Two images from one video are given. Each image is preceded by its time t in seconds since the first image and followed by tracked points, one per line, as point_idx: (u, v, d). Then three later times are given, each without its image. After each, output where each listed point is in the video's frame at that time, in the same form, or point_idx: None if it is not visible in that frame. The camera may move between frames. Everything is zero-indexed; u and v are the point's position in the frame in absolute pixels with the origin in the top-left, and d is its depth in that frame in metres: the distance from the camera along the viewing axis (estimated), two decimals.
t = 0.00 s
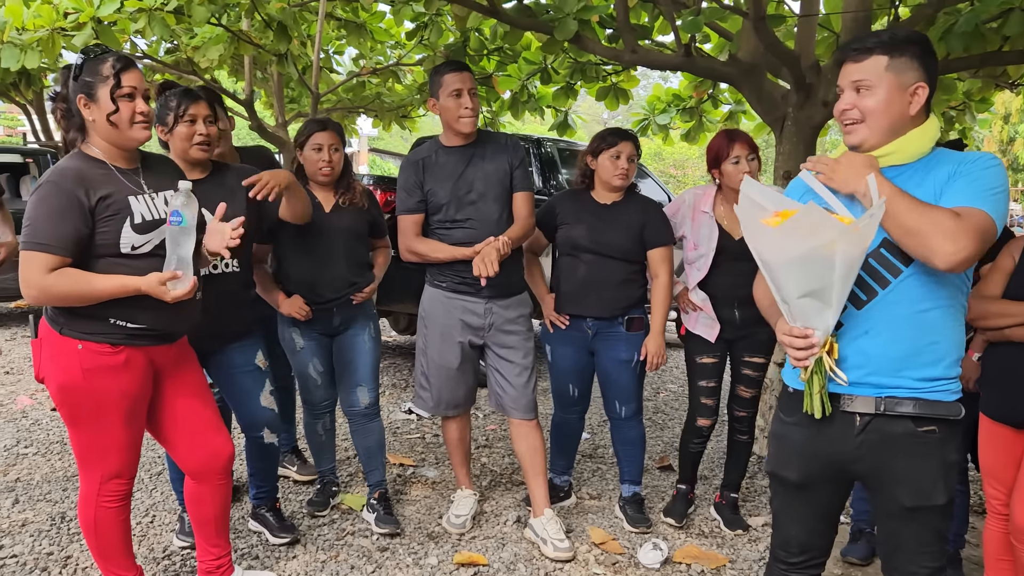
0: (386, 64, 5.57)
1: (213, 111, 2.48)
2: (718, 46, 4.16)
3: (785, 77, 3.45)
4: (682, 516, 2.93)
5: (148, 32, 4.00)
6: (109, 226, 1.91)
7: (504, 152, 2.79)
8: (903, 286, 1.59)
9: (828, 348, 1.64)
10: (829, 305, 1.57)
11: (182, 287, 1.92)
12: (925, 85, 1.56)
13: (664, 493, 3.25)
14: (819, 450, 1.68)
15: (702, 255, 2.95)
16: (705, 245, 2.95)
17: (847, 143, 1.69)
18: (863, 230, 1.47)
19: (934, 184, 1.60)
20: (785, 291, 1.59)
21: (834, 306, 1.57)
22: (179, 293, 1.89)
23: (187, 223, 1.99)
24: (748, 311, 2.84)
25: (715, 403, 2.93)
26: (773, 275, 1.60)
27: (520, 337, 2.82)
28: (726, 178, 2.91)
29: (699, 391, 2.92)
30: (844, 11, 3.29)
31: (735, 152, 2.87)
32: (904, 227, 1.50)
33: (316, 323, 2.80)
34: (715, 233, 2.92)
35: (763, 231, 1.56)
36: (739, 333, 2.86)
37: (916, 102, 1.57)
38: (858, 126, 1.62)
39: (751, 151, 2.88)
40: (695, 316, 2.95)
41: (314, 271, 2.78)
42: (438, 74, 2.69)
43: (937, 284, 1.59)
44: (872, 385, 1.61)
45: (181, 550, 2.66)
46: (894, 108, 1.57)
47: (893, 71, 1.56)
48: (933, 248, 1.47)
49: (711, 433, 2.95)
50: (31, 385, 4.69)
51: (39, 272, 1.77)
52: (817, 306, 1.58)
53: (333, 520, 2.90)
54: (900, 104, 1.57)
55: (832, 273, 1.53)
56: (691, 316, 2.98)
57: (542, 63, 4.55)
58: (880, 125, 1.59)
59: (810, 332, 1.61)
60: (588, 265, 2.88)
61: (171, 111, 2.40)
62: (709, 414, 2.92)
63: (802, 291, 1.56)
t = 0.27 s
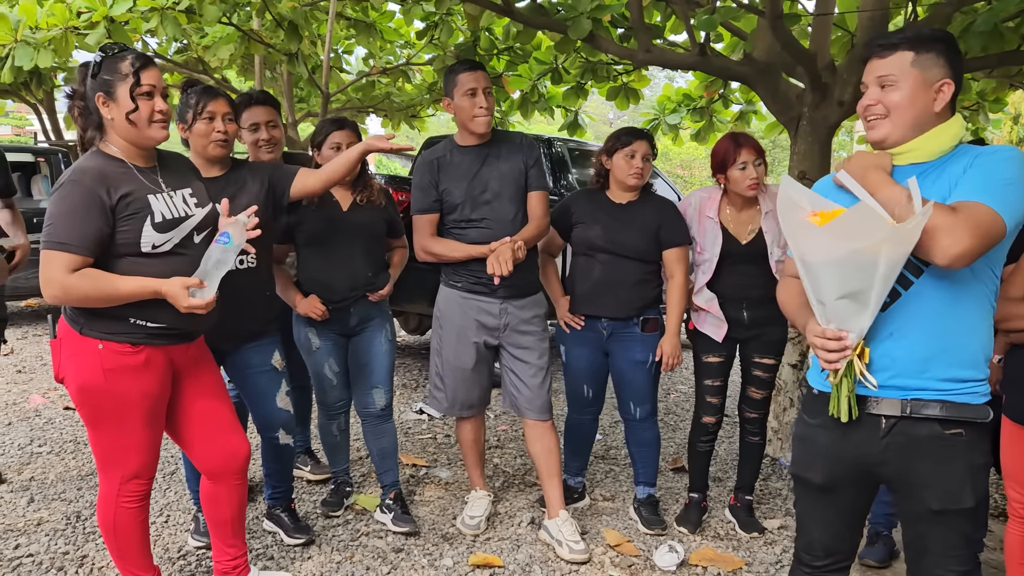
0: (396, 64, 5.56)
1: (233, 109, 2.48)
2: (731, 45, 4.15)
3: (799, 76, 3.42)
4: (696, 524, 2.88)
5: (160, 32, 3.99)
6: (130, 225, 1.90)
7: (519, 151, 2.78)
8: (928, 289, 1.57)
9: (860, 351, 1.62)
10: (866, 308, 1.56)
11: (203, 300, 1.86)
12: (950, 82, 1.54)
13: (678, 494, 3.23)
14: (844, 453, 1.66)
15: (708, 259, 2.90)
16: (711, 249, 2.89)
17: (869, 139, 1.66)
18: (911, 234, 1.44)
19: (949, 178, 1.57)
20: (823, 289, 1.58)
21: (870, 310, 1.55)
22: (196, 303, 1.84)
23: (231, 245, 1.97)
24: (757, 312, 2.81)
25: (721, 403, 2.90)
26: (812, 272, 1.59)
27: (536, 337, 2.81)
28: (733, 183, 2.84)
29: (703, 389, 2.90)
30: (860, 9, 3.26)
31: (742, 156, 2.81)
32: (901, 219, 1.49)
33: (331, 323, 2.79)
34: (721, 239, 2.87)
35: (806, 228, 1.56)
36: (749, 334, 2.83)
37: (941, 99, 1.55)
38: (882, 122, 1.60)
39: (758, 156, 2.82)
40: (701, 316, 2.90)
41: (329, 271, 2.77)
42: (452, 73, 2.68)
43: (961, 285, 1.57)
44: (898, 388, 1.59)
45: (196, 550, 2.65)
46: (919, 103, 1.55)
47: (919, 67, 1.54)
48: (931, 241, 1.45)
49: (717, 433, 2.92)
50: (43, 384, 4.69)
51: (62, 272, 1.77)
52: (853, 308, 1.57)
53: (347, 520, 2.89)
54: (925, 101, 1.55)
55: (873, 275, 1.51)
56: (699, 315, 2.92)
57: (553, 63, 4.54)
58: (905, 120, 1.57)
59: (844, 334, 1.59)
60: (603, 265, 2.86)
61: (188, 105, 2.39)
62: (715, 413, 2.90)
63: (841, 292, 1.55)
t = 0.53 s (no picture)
0: (408, 62, 5.55)
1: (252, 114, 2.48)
2: (744, 44, 4.12)
3: (814, 76, 3.40)
4: (709, 526, 2.88)
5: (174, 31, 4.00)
6: (145, 231, 1.91)
7: (533, 153, 2.77)
8: (949, 300, 1.56)
9: (878, 363, 1.61)
10: (884, 319, 1.55)
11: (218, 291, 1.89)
12: (972, 91, 1.53)
13: (691, 496, 3.23)
14: (864, 462, 1.65)
15: (718, 262, 2.87)
16: (720, 252, 2.87)
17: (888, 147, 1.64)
18: (930, 246, 1.43)
19: (974, 190, 1.55)
20: (841, 301, 1.58)
21: (889, 322, 1.55)
22: (218, 296, 1.88)
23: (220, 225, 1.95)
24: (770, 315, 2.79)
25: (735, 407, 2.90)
26: (829, 284, 1.59)
27: (550, 339, 2.81)
28: (749, 185, 2.80)
29: (718, 393, 2.90)
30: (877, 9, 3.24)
31: (759, 157, 2.78)
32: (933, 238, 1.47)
33: (346, 325, 2.80)
34: (731, 242, 2.85)
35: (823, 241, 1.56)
36: (763, 336, 2.81)
37: (962, 107, 1.54)
38: (903, 130, 1.58)
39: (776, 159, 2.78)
40: (712, 319, 2.89)
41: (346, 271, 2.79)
42: (468, 75, 2.68)
43: (983, 296, 1.56)
44: (920, 399, 1.58)
45: (211, 550, 2.67)
46: (940, 112, 1.54)
47: (941, 75, 1.53)
48: (965, 263, 1.44)
49: (731, 435, 2.92)
50: (57, 382, 4.73)
51: (78, 278, 1.78)
52: (871, 320, 1.56)
53: (361, 521, 2.90)
54: (946, 109, 1.53)
55: (891, 288, 1.50)
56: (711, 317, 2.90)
57: (565, 61, 4.52)
58: (926, 128, 1.55)
59: (862, 346, 1.59)
60: (616, 267, 2.86)
61: (207, 112, 2.43)
62: (728, 417, 2.89)
63: (859, 304, 1.55)
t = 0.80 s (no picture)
0: (416, 64, 5.58)
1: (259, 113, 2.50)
2: (751, 46, 4.12)
3: (821, 78, 3.40)
4: (714, 527, 2.87)
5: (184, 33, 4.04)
6: (153, 227, 1.93)
7: (540, 154, 2.78)
8: (954, 298, 1.56)
9: (869, 358, 1.62)
10: (866, 316, 1.55)
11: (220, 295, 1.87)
12: (974, 92, 1.54)
13: (696, 497, 3.23)
14: (867, 461, 1.66)
15: (734, 258, 2.88)
16: (737, 248, 2.88)
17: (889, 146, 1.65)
18: (893, 240, 1.46)
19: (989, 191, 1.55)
20: (819, 306, 1.58)
21: (871, 317, 1.55)
22: (212, 300, 1.84)
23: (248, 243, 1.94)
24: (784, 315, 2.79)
25: (740, 410, 2.90)
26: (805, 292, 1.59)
27: (556, 340, 2.82)
28: (762, 179, 2.84)
29: (723, 396, 2.90)
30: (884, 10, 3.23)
31: (772, 152, 2.80)
32: (972, 243, 1.44)
33: (353, 325, 2.82)
34: (747, 237, 2.86)
35: (791, 248, 1.55)
36: (772, 337, 2.81)
37: (964, 109, 1.54)
38: (904, 129, 1.58)
39: (789, 152, 2.81)
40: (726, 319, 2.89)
41: (353, 272, 2.81)
42: (475, 76, 2.69)
43: (987, 294, 1.55)
44: (923, 396, 1.58)
45: (218, 548, 2.69)
46: (943, 113, 1.54)
47: (944, 76, 1.53)
48: (1004, 265, 1.42)
49: (738, 438, 2.93)
50: (67, 381, 4.77)
51: (85, 272, 1.81)
52: (853, 318, 1.56)
53: (367, 520, 2.92)
54: (948, 110, 1.54)
55: (865, 285, 1.51)
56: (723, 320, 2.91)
57: (572, 63, 4.54)
58: (929, 127, 1.55)
59: (848, 343, 1.59)
60: (622, 268, 2.86)
61: (217, 110, 2.46)
62: (734, 420, 2.89)
63: (837, 305, 1.55)
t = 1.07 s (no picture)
0: (418, 63, 5.58)
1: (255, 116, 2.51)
2: (752, 46, 4.10)
3: (821, 79, 3.38)
4: (710, 528, 2.87)
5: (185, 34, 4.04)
6: (146, 231, 1.93)
7: (537, 157, 2.78)
8: (946, 304, 1.55)
9: (851, 360, 1.62)
10: (845, 319, 1.55)
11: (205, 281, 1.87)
12: (964, 111, 1.52)
13: (693, 499, 3.23)
14: (858, 467, 1.65)
15: (740, 256, 2.88)
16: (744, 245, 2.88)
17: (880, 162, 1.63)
18: (867, 245, 1.46)
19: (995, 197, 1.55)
20: (798, 308, 1.58)
21: (851, 320, 1.54)
22: (208, 294, 1.87)
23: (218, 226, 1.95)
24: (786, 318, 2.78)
25: (742, 415, 2.90)
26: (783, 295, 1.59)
27: (553, 342, 2.82)
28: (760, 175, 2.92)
29: (727, 401, 2.90)
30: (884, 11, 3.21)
31: (770, 152, 2.86)
32: (1005, 251, 1.44)
33: (350, 327, 2.82)
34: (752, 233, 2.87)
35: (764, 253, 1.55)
36: (778, 341, 2.80)
37: (954, 127, 1.53)
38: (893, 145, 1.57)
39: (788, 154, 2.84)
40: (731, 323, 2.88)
41: (349, 276, 2.81)
42: (471, 79, 2.69)
43: (979, 302, 1.55)
44: (911, 403, 1.58)
45: (216, 549, 2.71)
46: (930, 132, 1.53)
47: (933, 96, 1.52)
48: None
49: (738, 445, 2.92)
50: (70, 381, 4.80)
51: (78, 276, 1.82)
52: (833, 321, 1.56)
53: (365, 521, 2.93)
54: (936, 130, 1.53)
55: (842, 289, 1.50)
56: (726, 323, 2.90)
57: (573, 63, 4.53)
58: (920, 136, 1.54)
59: (830, 345, 1.59)
60: (618, 270, 2.86)
61: (212, 113, 2.46)
62: (736, 426, 2.89)
63: (815, 308, 1.55)
